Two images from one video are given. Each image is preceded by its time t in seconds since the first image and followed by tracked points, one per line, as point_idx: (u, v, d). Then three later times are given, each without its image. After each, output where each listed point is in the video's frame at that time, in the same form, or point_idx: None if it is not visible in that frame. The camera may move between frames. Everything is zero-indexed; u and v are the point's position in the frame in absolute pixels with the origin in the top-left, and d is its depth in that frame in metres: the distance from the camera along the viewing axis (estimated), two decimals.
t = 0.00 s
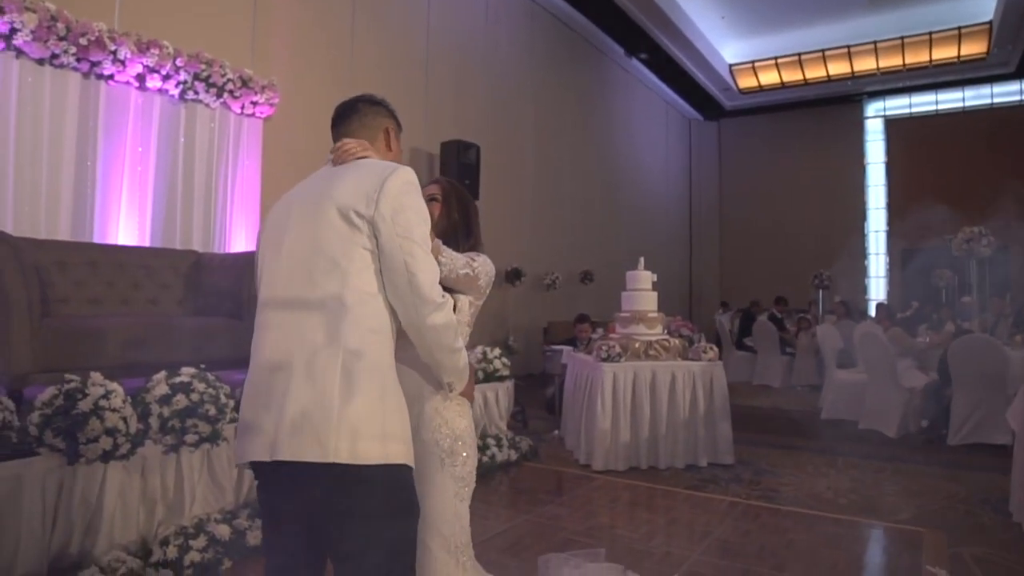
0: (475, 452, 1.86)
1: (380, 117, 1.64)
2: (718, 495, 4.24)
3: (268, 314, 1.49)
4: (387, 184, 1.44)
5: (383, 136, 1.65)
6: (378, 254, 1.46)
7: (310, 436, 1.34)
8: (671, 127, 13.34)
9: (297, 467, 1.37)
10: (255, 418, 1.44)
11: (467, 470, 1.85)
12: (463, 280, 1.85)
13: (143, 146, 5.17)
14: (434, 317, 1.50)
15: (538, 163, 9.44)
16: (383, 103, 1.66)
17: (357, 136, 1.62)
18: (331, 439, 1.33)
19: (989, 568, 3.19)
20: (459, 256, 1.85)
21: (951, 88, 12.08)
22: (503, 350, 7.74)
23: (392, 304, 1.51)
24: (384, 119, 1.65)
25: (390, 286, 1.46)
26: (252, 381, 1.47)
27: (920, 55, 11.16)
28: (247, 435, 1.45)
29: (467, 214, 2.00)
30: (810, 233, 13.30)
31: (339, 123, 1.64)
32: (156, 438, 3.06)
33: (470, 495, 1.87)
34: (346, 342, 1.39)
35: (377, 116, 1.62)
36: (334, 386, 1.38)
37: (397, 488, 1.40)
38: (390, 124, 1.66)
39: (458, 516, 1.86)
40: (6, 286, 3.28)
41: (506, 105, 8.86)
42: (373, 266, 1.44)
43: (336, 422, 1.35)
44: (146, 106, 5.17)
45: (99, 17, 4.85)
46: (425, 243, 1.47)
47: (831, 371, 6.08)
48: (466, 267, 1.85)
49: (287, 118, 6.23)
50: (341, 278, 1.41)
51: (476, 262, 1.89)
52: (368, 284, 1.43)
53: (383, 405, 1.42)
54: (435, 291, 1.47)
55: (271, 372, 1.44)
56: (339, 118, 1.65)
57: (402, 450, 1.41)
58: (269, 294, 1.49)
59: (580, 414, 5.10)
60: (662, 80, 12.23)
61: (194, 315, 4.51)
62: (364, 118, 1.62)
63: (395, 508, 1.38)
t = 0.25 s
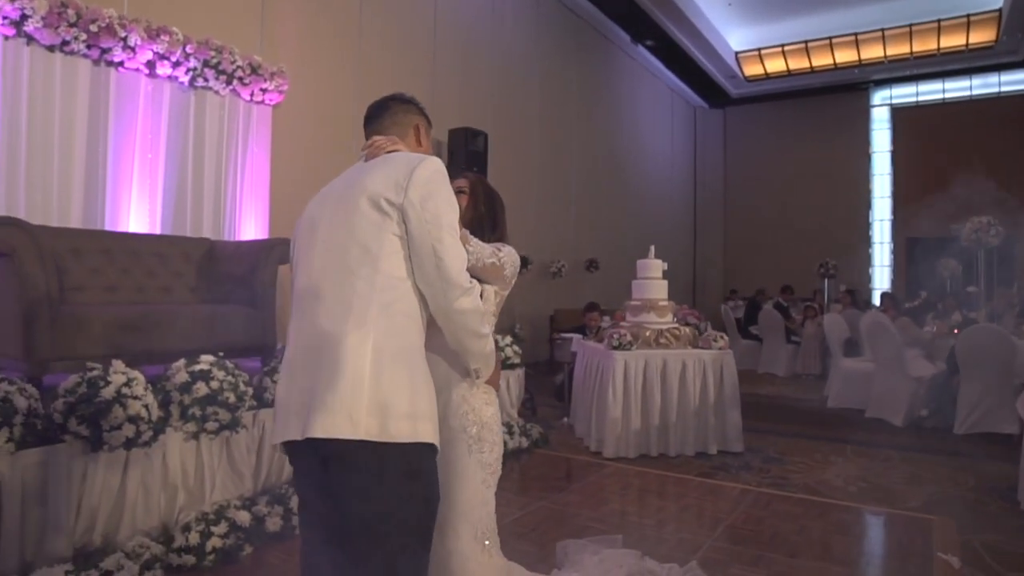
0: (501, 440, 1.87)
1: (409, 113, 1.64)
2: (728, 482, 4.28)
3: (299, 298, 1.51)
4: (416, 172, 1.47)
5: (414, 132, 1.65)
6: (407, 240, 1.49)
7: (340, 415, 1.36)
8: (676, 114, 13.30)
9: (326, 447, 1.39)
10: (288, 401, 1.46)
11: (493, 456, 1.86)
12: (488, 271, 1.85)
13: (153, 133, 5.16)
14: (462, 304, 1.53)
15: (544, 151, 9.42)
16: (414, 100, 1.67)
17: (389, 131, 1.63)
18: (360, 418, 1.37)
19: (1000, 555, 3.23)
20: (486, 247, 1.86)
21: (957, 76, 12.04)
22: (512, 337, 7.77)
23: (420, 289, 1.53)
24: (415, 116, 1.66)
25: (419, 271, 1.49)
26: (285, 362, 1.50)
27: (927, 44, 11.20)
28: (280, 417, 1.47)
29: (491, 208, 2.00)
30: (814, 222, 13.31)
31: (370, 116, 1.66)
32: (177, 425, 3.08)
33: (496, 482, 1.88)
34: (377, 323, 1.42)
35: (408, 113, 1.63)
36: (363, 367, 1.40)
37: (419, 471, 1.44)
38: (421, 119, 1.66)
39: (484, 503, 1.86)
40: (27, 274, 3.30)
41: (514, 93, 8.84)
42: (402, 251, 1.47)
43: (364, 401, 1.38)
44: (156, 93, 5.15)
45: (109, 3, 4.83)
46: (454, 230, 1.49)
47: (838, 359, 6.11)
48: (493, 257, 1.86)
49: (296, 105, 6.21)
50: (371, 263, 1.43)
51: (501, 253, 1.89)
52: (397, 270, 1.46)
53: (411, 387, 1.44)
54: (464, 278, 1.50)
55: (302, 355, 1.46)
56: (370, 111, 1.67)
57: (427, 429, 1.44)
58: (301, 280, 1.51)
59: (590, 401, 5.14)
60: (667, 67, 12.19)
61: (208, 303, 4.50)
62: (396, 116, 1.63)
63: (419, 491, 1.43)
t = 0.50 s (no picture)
0: (527, 439, 1.89)
1: (430, 111, 1.65)
2: (735, 479, 4.31)
3: (324, 300, 1.50)
4: (441, 171, 1.46)
5: (435, 128, 1.65)
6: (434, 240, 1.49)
7: (374, 417, 1.36)
8: (675, 111, 13.32)
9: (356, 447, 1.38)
10: (314, 404, 1.44)
11: (522, 454, 1.88)
12: (514, 271, 1.85)
13: (157, 130, 5.13)
14: (489, 303, 1.54)
15: (545, 148, 9.43)
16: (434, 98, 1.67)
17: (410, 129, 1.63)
18: (394, 419, 1.36)
19: (1006, 550, 3.27)
20: (511, 245, 1.86)
21: (954, 74, 12.10)
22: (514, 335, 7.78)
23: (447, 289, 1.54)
24: (435, 112, 1.66)
25: (446, 271, 1.49)
26: (311, 366, 1.49)
27: (927, 42, 11.24)
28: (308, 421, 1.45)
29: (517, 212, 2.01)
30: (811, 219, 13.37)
31: (390, 115, 1.66)
32: (192, 424, 3.08)
33: (526, 480, 1.90)
34: (407, 323, 1.41)
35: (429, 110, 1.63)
36: (395, 367, 1.39)
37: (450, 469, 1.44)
38: (441, 117, 1.66)
39: (515, 501, 1.87)
40: (38, 273, 3.29)
41: (515, 91, 8.85)
42: (429, 252, 1.47)
43: (398, 401, 1.38)
44: (160, 90, 5.12)
45: None
46: (480, 230, 1.49)
47: (840, 356, 6.15)
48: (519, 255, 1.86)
49: (300, 102, 6.19)
50: (399, 263, 1.43)
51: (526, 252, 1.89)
52: (425, 270, 1.46)
53: (442, 387, 1.44)
54: (491, 278, 1.50)
55: (329, 357, 1.45)
56: (389, 110, 1.66)
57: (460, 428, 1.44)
58: (327, 282, 1.51)
59: (596, 399, 5.16)
60: (666, 64, 12.21)
61: (216, 301, 4.49)
62: (416, 113, 1.63)
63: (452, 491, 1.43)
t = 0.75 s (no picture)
0: (541, 439, 1.93)
1: (441, 114, 1.67)
2: (735, 478, 4.34)
3: (338, 305, 1.49)
4: (460, 178, 1.48)
5: (446, 136, 1.68)
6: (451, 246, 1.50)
7: (397, 423, 1.37)
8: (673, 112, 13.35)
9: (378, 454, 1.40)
10: (331, 411, 1.44)
11: (536, 454, 1.92)
12: (531, 271, 1.88)
13: (159, 132, 5.14)
14: (504, 309, 1.57)
15: (544, 148, 9.45)
16: (443, 100, 1.69)
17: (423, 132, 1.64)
18: (417, 426, 1.38)
19: (1004, 548, 3.31)
20: (529, 246, 1.89)
21: (950, 74, 12.15)
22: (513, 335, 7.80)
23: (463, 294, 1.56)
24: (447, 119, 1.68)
25: (463, 277, 1.51)
26: (325, 371, 1.47)
27: (924, 42, 11.26)
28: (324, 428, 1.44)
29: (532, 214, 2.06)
30: (809, 219, 13.42)
31: (400, 117, 1.66)
32: (197, 425, 3.12)
33: (541, 481, 1.94)
34: (428, 330, 1.43)
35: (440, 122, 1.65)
36: (417, 373, 1.41)
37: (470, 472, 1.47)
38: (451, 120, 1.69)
39: (529, 501, 1.90)
40: (43, 275, 3.31)
41: (515, 92, 8.84)
42: (448, 258, 1.48)
43: (420, 408, 1.40)
44: (161, 92, 5.13)
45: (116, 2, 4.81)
46: (497, 237, 1.52)
47: (838, 356, 6.18)
48: (535, 257, 1.90)
49: (299, 103, 6.20)
50: (419, 270, 1.44)
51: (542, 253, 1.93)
52: (443, 276, 1.47)
53: (461, 393, 1.46)
54: (508, 285, 1.53)
55: (346, 362, 1.45)
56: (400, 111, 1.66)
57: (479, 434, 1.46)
58: (341, 286, 1.50)
59: (596, 399, 5.19)
60: (664, 65, 12.24)
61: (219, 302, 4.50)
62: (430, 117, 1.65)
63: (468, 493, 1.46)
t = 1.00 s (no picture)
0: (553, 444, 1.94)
1: (463, 120, 1.70)
2: (734, 477, 4.35)
3: (355, 304, 1.50)
4: (486, 185, 1.49)
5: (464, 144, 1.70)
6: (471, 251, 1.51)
7: (404, 427, 1.37)
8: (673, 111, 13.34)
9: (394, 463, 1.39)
10: (342, 411, 1.44)
11: (546, 461, 1.94)
12: (549, 276, 1.89)
13: (159, 133, 5.16)
14: (519, 317, 1.58)
15: (545, 148, 9.46)
16: (464, 106, 1.73)
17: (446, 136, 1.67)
18: (426, 433, 1.38)
19: (1001, 546, 3.32)
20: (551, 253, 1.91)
21: (951, 72, 12.15)
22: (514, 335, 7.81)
23: (479, 300, 1.57)
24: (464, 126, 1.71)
25: (482, 284, 1.52)
26: (337, 370, 1.48)
27: (924, 40, 11.26)
28: (333, 426, 1.44)
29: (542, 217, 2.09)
30: (810, 217, 13.42)
31: (425, 119, 1.69)
32: (196, 425, 3.14)
33: (549, 487, 1.95)
34: (444, 336, 1.44)
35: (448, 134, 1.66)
36: (430, 379, 1.42)
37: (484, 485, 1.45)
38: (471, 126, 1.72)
39: (536, 507, 1.92)
40: (43, 276, 3.33)
41: (515, 92, 8.84)
42: (466, 263, 1.49)
43: (429, 414, 1.40)
44: (161, 93, 5.15)
45: (115, 4, 4.83)
46: (519, 246, 1.53)
47: (838, 355, 6.19)
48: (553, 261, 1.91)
49: (299, 104, 6.21)
50: (439, 274, 1.45)
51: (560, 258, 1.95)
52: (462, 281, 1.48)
53: (475, 400, 1.46)
54: (524, 294, 1.55)
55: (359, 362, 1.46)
56: (424, 113, 1.69)
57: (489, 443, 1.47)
58: (359, 285, 1.50)
59: (596, 398, 5.20)
60: (664, 64, 12.25)
61: (218, 303, 4.52)
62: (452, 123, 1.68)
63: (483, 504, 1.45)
